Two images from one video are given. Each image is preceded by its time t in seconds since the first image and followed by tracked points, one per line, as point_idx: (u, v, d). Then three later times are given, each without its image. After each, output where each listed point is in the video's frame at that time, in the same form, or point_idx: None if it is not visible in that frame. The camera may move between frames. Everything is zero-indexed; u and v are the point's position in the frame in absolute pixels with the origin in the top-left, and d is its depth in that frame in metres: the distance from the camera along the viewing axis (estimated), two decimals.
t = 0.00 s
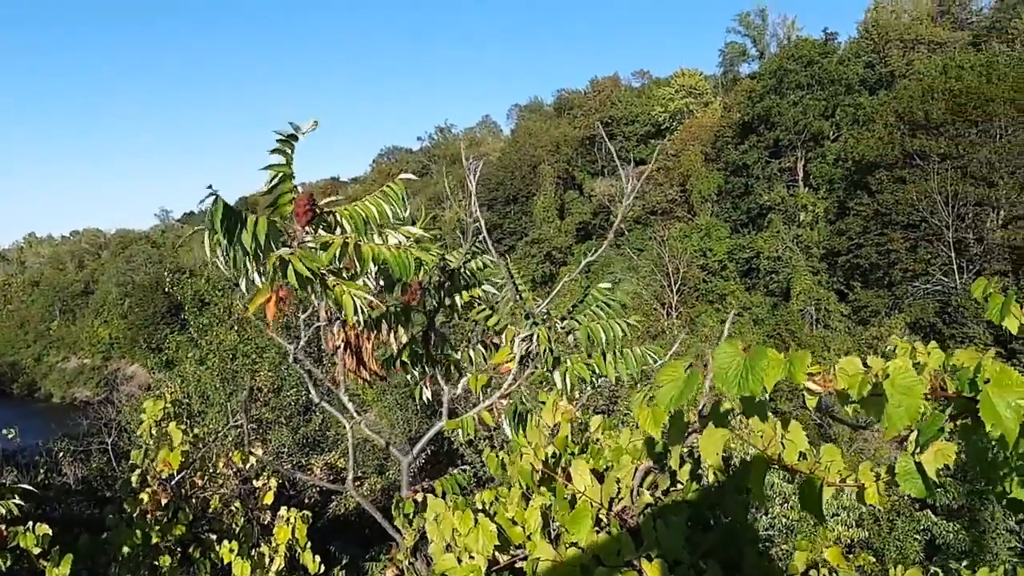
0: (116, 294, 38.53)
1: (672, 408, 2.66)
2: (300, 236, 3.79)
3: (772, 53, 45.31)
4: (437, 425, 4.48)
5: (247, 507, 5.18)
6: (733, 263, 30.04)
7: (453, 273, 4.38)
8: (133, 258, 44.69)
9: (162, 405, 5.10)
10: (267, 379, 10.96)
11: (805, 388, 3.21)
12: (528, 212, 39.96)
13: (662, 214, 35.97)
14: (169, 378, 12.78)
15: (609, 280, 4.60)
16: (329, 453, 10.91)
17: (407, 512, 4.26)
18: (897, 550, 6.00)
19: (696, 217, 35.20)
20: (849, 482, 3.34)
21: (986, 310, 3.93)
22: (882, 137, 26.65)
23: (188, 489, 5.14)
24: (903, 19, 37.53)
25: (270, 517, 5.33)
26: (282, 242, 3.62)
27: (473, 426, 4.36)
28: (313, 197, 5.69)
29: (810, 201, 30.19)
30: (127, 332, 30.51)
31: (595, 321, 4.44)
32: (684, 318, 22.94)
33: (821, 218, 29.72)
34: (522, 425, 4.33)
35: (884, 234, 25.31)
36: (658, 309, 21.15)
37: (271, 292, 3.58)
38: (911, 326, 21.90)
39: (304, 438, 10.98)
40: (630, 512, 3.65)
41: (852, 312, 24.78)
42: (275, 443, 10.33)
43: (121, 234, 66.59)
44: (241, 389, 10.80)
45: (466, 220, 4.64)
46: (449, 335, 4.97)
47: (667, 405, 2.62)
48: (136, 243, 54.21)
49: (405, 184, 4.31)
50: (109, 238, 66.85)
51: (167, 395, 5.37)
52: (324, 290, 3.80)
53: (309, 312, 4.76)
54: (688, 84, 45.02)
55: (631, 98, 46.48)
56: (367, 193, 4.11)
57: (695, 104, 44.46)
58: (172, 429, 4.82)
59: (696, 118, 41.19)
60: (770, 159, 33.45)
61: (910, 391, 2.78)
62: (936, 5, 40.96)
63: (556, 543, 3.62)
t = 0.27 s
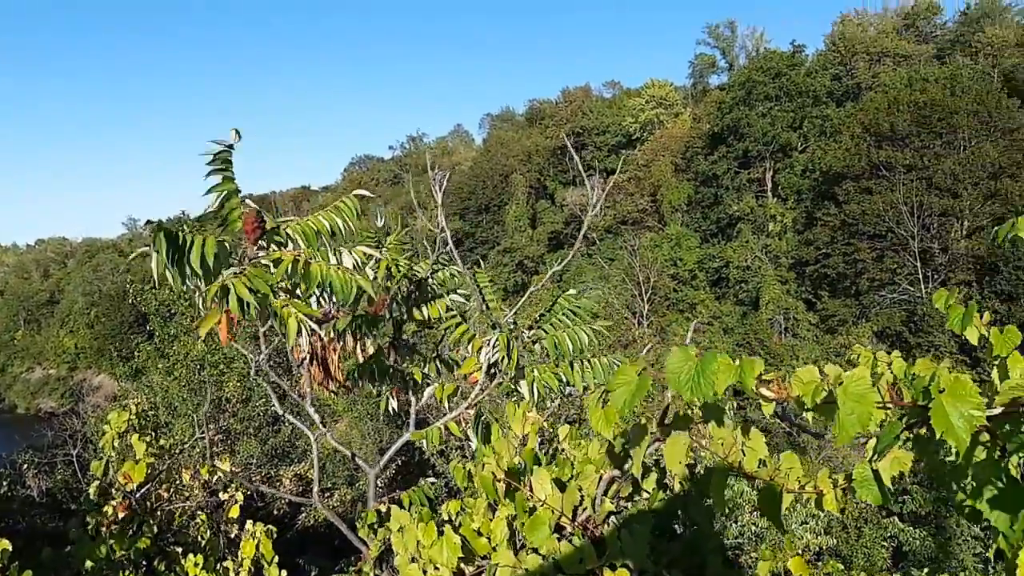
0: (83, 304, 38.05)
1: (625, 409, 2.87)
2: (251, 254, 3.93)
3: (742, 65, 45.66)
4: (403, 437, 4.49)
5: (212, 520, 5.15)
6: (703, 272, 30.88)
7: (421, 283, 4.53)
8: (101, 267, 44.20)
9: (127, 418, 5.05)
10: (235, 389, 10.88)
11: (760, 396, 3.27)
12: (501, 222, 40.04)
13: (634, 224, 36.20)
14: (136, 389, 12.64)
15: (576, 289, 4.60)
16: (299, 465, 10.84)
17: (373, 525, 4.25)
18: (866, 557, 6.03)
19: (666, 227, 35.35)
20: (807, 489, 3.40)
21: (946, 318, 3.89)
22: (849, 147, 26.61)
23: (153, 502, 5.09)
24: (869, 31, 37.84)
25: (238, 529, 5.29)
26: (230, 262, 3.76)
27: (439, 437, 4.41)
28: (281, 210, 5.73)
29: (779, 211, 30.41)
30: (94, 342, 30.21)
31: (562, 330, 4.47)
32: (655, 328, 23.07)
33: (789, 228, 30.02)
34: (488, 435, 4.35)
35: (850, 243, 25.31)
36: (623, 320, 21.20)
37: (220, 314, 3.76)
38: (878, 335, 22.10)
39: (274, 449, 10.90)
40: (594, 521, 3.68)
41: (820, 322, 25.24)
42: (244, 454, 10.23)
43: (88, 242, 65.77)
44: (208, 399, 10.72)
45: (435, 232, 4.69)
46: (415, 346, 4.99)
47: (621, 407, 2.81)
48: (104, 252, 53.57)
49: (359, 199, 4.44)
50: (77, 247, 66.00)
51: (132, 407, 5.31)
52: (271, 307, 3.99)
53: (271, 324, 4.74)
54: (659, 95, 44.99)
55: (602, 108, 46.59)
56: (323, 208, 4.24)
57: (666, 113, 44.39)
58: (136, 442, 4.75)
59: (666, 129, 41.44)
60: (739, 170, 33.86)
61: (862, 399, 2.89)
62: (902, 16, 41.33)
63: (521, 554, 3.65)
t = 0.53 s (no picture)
0: (47, 308, 37.37)
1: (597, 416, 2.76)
2: (225, 249, 3.76)
3: (712, 71, 46.04)
4: (371, 442, 4.49)
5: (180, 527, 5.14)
6: (674, 276, 30.46)
7: (388, 287, 4.43)
8: (67, 271, 43.49)
9: (93, 425, 5.01)
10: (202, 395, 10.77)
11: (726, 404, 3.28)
12: (473, 226, 39.94)
13: (605, 228, 36.15)
14: (102, 394, 12.47)
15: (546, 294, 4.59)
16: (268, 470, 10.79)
17: (340, 531, 4.26)
18: (834, 558, 6.12)
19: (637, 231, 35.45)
20: (769, 492, 3.46)
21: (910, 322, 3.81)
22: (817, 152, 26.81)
23: (119, 510, 5.04)
24: (835, 38, 38.27)
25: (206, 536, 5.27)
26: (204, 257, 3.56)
27: (407, 442, 4.39)
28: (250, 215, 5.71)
29: (748, 216, 30.79)
30: (58, 347, 29.66)
31: (531, 335, 4.45)
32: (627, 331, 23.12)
33: (758, 232, 30.32)
34: (457, 440, 4.33)
35: (818, 247, 25.72)
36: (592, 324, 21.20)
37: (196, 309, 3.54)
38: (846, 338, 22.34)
39: (242, 455, 10.84)
40: (556, 525, 3.77)
41: (789, 325, 25.60)
42: (212, 460, 10.13)
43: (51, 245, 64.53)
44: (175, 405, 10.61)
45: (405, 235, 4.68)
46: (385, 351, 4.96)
47: (594, 417, 2.69)
48: (69, 253, 52.65)
49: (328, 195, 4.37)
50: (41, 250, 64.83)
51: (98, 414, 5.25)
52: (248, 302, 3.78)
53: (237, 328, 4.70)
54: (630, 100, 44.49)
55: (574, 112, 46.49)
56: (290, 206, 4.17)
57: (637, 119, 44.10)
58: (102, 448, 4.70)
59: (637, 133, 41.43)
60: (709, 174, 34.17)
61: (829, 404, 2.82)
62: (868, 22, 41.80)
63: (486, 561, 3.69)
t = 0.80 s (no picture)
0: (14, 312, 36.65)
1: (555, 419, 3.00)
2: (194, 247, 3.73)
3: (686, 74, 46.30)
4: (344, 447, 4.46)
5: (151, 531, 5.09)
6: (649, 278, 30.46)
7: (362, 291, 4.49)
8: (36, 275, 42.75)
9: (62, 428, 4.96)
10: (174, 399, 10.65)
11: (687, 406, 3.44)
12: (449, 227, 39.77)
13: (581, 230, 35.99)
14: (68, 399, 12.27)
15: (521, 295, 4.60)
16: (241, 474, 10.70)
17: (312, 534, 4.22)
18: (807, 558, 6.17)
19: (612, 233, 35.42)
20: (738, 492, 3.49)
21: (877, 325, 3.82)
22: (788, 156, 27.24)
23: (88, 514, 4.99)
24: (807, 43, 38.59)
25: (178, 539, 5.22)
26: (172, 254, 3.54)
27: (379, 445, 4.36)
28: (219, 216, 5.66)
29: (722, 218, 30.94)
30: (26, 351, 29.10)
31: (505, 337, 4.44)
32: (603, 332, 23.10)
33: (732, 235, 30.38)
34: (430, 442, 4.32)
35: (791, 249, 25.71)
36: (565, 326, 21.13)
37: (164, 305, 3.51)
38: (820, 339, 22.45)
39: (214, 459, 10.73)
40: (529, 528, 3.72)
41: (762, 326, 25.30)
42: (184, 464, 10.01)
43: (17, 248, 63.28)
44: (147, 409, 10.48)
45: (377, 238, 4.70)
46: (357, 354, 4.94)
47: (551, 419, 2.94)
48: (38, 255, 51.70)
49: (294, 193, 4.41)
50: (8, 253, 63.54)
51: (66, 417, 5.20)
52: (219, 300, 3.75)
53: (207, 330, 4.66)
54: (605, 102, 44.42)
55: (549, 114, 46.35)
56: (255, 204, 4.21)
57: (612, 122, 44.03)
58: (71, 452, 4.66)
59: (612, 134, 41.44)
60: (684, 177, 34.27)
61: (787, 405, 2.94)
62: (840, 27, 42.17)
63: (458, 562, 3.68)
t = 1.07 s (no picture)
0: None
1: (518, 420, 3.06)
2: (149, 252, 3.74)
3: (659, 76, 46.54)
4: (314, 451, 4.45)
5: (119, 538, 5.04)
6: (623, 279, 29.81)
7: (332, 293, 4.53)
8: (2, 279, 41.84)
9: (26, 434, 4.89)
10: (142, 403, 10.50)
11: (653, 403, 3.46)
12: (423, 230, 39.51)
13: (555, 232, 35.90)
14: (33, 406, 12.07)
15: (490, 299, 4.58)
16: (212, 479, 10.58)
17: (280, 540, 4.20)
18: (779, 557, 6.24)
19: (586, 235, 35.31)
20: (705, 493, 3.52)
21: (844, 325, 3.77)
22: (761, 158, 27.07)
23: (55, 520, 4.93)
24: (778, 45, 38.91)
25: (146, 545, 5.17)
26: (123, 260, 3.56)
27: (350, 449, 4.35)
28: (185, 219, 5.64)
29: (695, 220, 30.91)
30: None
31: (476, 339, 4.45)
32: (578, 335, 23.04)
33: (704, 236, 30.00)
34: (400, 445, 4.31)
35: (762, 251, 25.72)
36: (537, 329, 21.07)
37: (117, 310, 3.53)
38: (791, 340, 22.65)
39: (185, 464, 10.60)
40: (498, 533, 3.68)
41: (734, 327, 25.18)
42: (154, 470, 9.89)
43: None
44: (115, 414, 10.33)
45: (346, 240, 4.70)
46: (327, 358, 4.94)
47: (513, 420, 3.01)
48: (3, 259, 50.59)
49: (251, 196, 4.42)
50: None
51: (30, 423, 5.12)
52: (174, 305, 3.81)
53: (173, 335, 4.67)
54: (579, 104, 44.34)
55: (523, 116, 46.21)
56: (216, 208, 4.20)
57: (586, 124, 44.18)
58: (35, 458, 4.59)
59: (586, 137, 41.50)
60: (657, 179, 34.28)
61: (749, 405, 3.00)
62: (810, 30, 42.64)
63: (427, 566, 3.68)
